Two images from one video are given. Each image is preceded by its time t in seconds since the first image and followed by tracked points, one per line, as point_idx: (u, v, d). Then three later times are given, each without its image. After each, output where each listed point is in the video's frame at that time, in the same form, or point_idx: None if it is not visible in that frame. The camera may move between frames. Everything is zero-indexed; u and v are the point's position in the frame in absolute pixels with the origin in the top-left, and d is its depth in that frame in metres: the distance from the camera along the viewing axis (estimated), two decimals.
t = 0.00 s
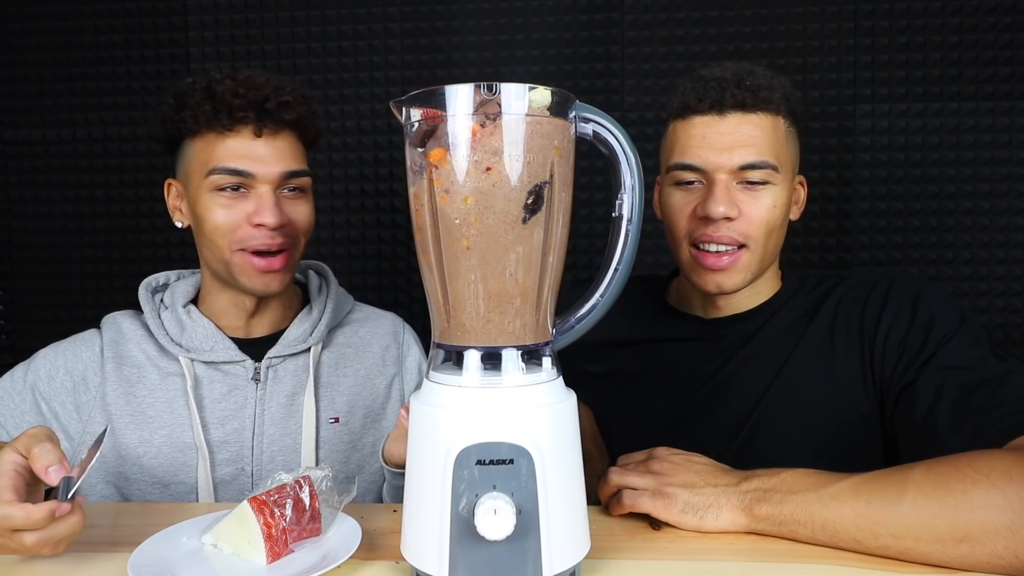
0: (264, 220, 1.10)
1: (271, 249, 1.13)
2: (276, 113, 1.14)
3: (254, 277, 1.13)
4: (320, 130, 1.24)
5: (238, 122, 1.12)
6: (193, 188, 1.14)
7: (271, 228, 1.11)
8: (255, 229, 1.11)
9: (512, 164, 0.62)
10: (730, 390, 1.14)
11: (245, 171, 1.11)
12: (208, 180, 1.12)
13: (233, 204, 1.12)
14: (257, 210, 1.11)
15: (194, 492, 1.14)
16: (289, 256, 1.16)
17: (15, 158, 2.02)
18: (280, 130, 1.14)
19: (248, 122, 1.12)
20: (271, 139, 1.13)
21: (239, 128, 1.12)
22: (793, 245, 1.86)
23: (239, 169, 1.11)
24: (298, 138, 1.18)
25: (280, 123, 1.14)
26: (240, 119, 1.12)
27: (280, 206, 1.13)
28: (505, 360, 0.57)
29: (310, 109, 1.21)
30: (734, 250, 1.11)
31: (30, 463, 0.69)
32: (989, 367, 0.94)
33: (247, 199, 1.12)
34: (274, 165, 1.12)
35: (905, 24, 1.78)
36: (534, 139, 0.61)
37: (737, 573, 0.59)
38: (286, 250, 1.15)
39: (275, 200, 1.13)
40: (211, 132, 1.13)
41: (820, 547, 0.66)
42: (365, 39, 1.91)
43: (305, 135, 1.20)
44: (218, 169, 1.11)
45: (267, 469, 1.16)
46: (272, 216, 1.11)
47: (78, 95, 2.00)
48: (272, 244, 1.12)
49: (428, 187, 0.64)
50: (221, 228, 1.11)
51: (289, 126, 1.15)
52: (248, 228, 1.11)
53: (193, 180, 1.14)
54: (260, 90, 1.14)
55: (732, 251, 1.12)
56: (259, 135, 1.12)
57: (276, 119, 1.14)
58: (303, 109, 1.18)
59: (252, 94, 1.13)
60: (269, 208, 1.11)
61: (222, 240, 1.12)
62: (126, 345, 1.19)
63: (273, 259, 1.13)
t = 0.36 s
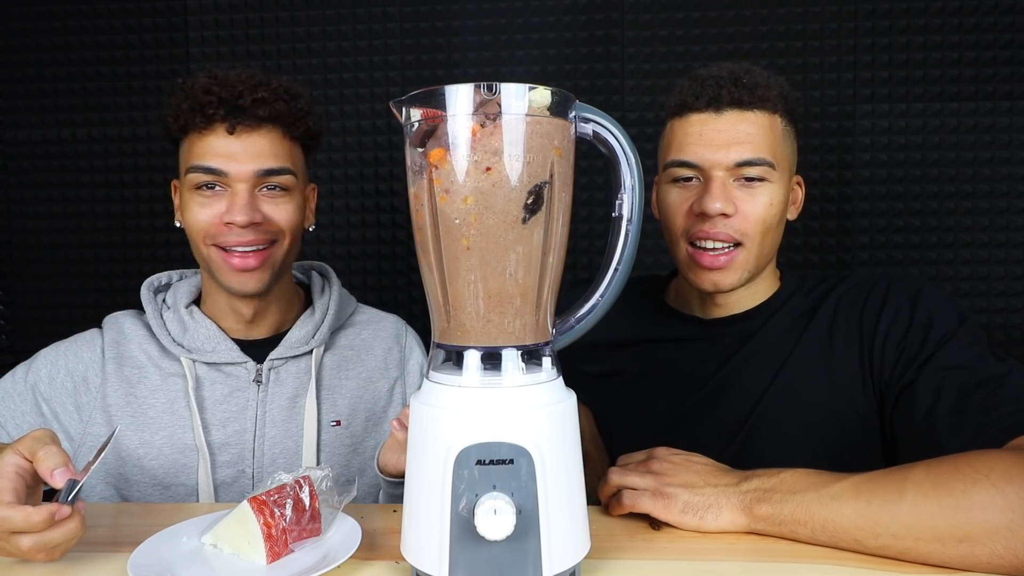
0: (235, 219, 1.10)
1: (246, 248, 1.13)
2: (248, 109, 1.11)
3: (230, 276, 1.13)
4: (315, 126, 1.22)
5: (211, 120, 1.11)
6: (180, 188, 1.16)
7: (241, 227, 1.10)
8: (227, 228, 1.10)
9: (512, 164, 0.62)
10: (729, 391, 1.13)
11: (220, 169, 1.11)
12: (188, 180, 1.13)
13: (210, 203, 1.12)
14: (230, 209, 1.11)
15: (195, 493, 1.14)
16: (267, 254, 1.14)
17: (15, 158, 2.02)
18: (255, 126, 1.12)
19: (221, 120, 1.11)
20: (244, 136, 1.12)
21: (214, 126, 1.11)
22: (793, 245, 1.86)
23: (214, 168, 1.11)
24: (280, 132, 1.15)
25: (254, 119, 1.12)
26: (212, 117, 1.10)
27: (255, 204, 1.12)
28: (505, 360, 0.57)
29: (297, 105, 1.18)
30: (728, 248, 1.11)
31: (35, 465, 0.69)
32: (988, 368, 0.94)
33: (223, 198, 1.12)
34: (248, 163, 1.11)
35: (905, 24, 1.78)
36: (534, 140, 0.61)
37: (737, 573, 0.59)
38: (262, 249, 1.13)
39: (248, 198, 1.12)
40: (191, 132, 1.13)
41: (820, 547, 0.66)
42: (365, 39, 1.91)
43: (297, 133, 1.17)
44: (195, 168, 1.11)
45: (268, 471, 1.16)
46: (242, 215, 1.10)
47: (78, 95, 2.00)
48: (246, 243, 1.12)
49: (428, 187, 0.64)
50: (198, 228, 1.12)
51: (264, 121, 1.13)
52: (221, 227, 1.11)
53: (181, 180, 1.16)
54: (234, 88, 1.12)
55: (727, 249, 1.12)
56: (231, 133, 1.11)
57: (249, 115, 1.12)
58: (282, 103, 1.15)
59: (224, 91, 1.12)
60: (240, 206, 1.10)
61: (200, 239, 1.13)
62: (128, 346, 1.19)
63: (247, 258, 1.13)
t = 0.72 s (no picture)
0: (239, 220, 1.09)
1: (250, 250, 1.12)
2: (250, 108, 1.11)
3: (235, 277, 1.13)
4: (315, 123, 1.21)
5: (213, 121, 1.10)
6: (182, 188, 1.15)
7: (245, 228, 1.09)
8: (231, 229, 1.10)
9: (512, 164, 0.62)
10: (729, 391, 1.13)
11: (222, 170, 1.10)
12: (190, 180, 1.12)
13: (214, 203, 1.11)
14: (234, 210, 1.10)
15: (195, 494, 1.14)
16: (270, 255, 1.14)
17: (14, 158, 2.02)
18: (257, 126, 1.12)
19: (223, 121, 1.11)
20: (246, 136, 1.11)
21: (217, 126, 1.11)
22: (793, 245, 1.86)
23: (217, 169, 1.10)
24: (281, 132, 1.14)
25: (255, 119, 1.12)
26: (214, 117, 1.10)
27: (257, 205, 1.11)
28: (505, 360, 0.57)
29: (297, 103, 1.18)
30: (728, 249, 1.11)
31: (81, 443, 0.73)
32: (988, 368, 0.94)
33: (227, 198, 1.11)
34: (252, 163, 1.11)
35: (905, 24, 1.78)
36: (534, 140, 0.61)
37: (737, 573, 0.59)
38: (266, 250, 1.13)
39: (251, 198, 1.11)
40: (194, 132, 1.12)
41: (820, 547, 0.66)
42: (365, 39, 1.91)
43: (300, 130, 1.17)
44: (198, 169, 1.11)
45: (269, 472, 1.16)
46: (245, 215, 1.09)
47: (78, 95, 2.00)
48: (249, 244, 1.11)
49: (428, 187, 0.64)
50: (202, 229, 1.11)
51: (265, 121, 1.12)
52: (225, 228, 1.10)
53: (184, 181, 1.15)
54: (235, 88, 1.12)
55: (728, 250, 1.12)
56: (233, 133, 1.10)
57: (251, 115, 1.11)
58: (283, 103, 1.14)
59: (225, 91, 1.11)
60: (243, 207, 1.10)
61: (204, 239, 1.12)
62: (130, 344, 1.19)
63: (252, 259, 1.12)
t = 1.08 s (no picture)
0: (231, 236, 1.07)
1: (245, 264, 1.11)
2: (243, 120, 1.09)
3: (230, 291, 1.12)
4: (314, 130, 1.18)
5: (206, 133, 1.09)
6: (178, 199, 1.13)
7: (238, 244, 1.07)
8: (224, 245, 1.08)
9: (512, 163, 0.62)
10: (730, 392, 1.14)
11: (216, 184, 1.08)
12: (185, 193, 1.10)
13: (208, 217, 1.10)
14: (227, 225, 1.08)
15: (196, 493, 1.14)
16: (265, 268, 1.12)
17: (15, 158, 2.02)
18: (251, 137, 1.09)
19: (217, 133, 1.09)
20: (240, 149, 1.09)
21: (211, 139, 1.09)
22: (793, 245, 1.86)
23: (210, 183, 1.08)
24: (276, 142, 1.12)
25: (249, 130, 1.09)
26: (209, 130, 1.08)
27: (252, 219, 1.09)
28: (504, 360, 0.57)
29: (293, 110, 1.16)
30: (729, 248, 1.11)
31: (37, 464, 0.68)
32: (989, 368, 0.94)
33: (220, 213, 1.09)
34: (245, 177, 1.09)
35: (905, 24, 1.78)
36: (534, 140, 0.61)
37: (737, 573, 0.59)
38: (261, 264, 1.12)
39: (245, 213, 1.09)
40: (189, 143, 1.10)
41: (820, 547, 0.66)
42: (365, 39, 1.91)
43: (297, 138, 1.15)
44: (192, 183, 1.09)
45: (268, 471, 1.15)
46: (239, 231, 1.07)
47: (78, 95, 2.00)
48: (243, 259, 1.10)
49: (428, 187, 0.64)
50: (197, 242, 1.10)
51: (259, 132, 1.10)
52: (218, 243, 1.09)
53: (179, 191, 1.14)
54: (229, 100, 1.10)
55: (733, 247, 1.12)
56: (227, 146, 1.08)
57: (244, 126, 1.09)
58: (279, 114, 1.12)
59: (219, 103, 1.10)
60: (236, 223, 1.08)
61: (199, 253, 1.11)
62: (131, 343, 1.19)
63: (246, 274, 1.11)
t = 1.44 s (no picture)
0: (237, 251, 1.07)
1: (251, 275, 1.11)
2: (247, 136, 1.07)
3: (238, 301, 1.13)
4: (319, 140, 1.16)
5: (210, 148, 1.07)
6: (183, 207, 1.12)
7: (244, 259, 1.08)
8: (230, 259, 1.09)
9: (512, 163, 0.62)
10: (732, 395, 1.14)
11: (220, 199, 1.07)
12: (190, 204, 1.09)
13: (213, 230, 1.09)
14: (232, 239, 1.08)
15: (199, 494, 1.14)
16: (270, 279, 1.13)
17: (15, 158, 2.02)
18: (256, 152, 1.07)
19: (221, 147, 1.07)
20: (244, 164, 1.07)
21: (215, 152, 1.07)
22: (793, 245, 1.87)
23: (215, 197, 1.07)
24: (281, 155, 1.10)
25: (253, 145, 1.07)
26: (213, 144, 1.06)
27: (257, 234, 1.09)
28: (505, 360, 0.57)
29: (299, 121, 1.13)
30: (729, 245, 1.11)
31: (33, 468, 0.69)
32: (989, 368, 0.94)
33: (226, 226, 1.09)
34: (250, 192, 1.07)
35: (905, 24, 1.78)
36: (534, 139, 0.61)
37: (737, 573, 0.59)
38: (268, 275, 1.12)
39: (250, 228, 1.08)
40: (193, 152, 1.08)
41: (820, 547, 0.66)
42: (365, 39, 1.91)
43: (303, 147, 1.13)
44: (196, 196, 1.08)
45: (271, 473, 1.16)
46: (244, 247, 1.07)
47: (78, 95, 2.00)
48: (250, 272, 1.10)
49: (428, 187, 0.64)
50: (202, 252, 1.10)
51: (263, 146, 1.08)
52: (225, 257, 1.09)
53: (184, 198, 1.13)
54: (234, 115, 1.08)
55: (733, 242, 1.12)
56: (231, 161, 1.06)
57: (249, 142, 1.07)
58: (287, 129, 1.10)
59: (225, 119, 1.08)
60: (242, 238, 1.07)
61: (205, 264, 1.11)
62: (135, 343, 1.19)
63: (253, 285, 1.12)
